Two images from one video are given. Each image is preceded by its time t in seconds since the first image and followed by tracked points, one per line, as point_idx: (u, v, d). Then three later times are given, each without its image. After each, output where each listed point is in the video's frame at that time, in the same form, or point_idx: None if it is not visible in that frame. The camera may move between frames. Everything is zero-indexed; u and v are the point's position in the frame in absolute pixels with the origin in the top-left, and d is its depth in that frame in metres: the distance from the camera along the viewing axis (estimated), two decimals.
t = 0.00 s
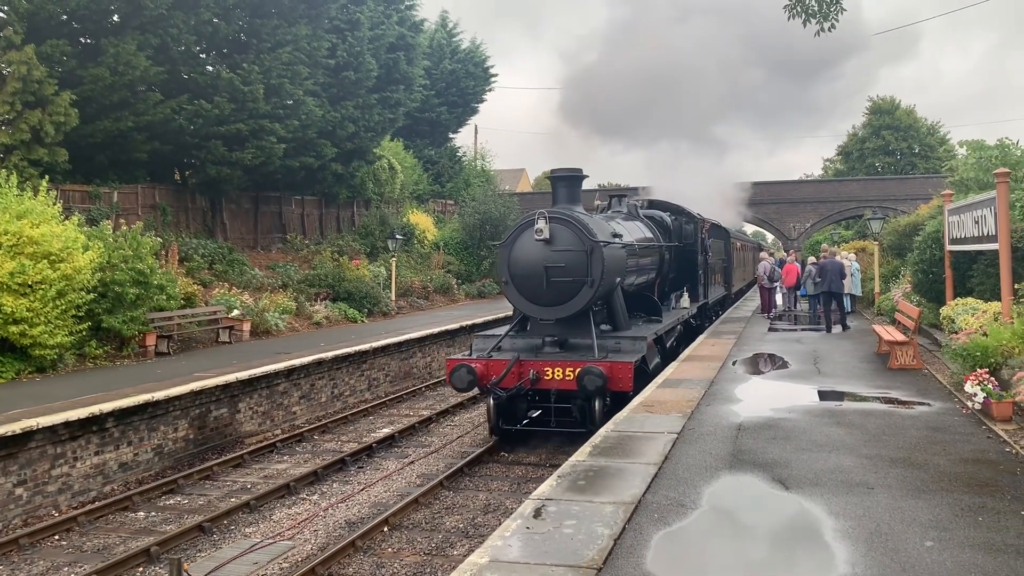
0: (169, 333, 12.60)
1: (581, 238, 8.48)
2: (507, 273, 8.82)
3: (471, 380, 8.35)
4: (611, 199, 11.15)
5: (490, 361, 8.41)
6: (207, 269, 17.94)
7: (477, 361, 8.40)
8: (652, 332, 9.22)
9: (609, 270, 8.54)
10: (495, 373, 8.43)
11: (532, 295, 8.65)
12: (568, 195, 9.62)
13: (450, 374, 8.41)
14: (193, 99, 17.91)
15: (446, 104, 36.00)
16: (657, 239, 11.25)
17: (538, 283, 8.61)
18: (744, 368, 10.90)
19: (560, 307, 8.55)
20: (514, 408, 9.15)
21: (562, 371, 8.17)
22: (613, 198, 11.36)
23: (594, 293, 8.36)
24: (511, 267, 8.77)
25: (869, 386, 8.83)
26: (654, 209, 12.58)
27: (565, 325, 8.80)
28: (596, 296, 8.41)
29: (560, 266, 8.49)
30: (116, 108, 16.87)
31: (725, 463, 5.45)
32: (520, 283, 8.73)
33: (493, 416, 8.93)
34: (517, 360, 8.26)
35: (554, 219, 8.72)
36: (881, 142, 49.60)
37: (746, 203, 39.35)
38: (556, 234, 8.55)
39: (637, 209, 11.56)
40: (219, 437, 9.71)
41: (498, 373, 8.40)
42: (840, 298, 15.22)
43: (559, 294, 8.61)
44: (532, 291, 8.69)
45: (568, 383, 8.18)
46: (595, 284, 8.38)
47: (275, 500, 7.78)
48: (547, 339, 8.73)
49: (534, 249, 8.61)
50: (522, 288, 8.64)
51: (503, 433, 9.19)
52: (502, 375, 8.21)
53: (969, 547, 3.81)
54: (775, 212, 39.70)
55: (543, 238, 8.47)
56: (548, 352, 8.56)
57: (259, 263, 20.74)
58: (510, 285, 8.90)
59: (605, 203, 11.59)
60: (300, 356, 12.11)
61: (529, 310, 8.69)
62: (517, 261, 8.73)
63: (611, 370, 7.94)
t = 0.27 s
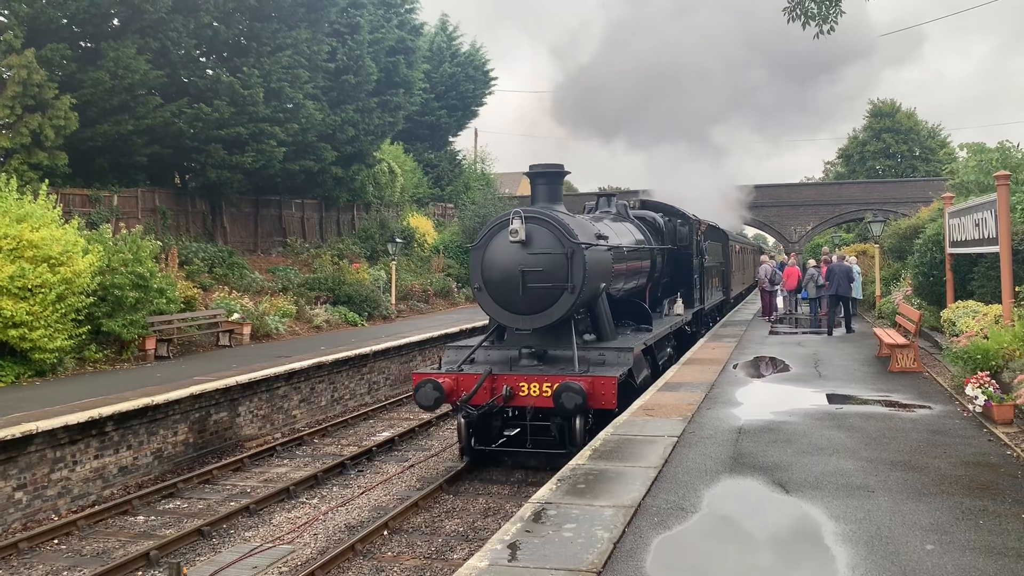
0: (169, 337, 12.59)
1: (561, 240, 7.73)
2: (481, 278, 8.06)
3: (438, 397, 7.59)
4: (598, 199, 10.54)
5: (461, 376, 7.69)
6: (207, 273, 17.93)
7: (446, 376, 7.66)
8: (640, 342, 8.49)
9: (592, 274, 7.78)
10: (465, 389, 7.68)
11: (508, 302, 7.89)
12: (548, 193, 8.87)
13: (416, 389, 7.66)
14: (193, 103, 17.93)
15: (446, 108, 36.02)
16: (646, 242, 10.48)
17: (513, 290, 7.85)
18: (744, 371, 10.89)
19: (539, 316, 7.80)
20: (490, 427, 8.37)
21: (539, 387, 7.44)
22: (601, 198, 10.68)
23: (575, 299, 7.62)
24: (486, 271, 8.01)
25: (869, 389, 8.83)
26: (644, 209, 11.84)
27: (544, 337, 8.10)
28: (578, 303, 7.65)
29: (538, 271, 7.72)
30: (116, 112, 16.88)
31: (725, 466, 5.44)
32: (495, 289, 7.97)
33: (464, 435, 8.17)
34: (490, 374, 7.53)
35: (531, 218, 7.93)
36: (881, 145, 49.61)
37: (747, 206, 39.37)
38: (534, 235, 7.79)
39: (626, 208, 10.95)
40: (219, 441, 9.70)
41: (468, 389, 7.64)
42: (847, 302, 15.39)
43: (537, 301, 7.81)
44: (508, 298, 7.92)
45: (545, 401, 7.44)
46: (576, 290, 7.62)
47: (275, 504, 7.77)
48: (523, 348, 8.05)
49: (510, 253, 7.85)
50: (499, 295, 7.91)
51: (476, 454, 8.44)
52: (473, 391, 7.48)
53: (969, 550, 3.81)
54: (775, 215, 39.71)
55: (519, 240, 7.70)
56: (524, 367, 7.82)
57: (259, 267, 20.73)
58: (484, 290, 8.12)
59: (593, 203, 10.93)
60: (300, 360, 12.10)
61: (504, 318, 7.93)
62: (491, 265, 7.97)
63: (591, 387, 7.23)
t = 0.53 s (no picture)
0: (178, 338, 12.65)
1: (543, 240, 6.93)
2: (456, 284, 7.23)
3: (404, 416, 6.80)
4: (593, 196, 9.71)
5: (432, 393, 6.91)
6: (216, 274, 18.00)
7: (414, 392, 6.89)
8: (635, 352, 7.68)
9: (579, 277, 6.99)
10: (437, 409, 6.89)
11: (486, 310, 7.07)
12: (533, 190, 8.00)
13: (380, 408, 6.88)
14: (203, 105, 18.02)
15: (455, 110, 36.05)
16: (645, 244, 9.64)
17: (491, 295, 7.03)
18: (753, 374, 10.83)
19: (521, 324, 6.99)
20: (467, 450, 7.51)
21: (517, 405, 6.62)
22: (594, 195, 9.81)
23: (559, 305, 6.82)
24: (461, 275, 7.18)
25: (878, 392, 8.78)
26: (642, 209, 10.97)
27: (527, 347, 7.34)
28: (563, 310, 6.86)
29: (516, 274, 6.91)
30: (125, 114, 16.96)
31: (733, 469, 5.42)
32: (471, 295, 7.14)
33: (437, 458, 7.33)
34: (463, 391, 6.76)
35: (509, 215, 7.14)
36: (891, 147, 49.40)
37: (755, 208, 39.27)
38: (513, 234, 7.01)
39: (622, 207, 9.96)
40: (227, 442, 9.73)
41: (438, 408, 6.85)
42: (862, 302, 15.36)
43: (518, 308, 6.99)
44: (485, 306, 7.09)
45: (523, 420, 6.62)
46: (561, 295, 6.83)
47: (283, 505, 7.79)
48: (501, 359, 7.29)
49: (487, 254, 7.04)
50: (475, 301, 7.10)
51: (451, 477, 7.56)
52: (443, 410, 6.67)
53: (978, 554, 3.79)
54: (784, 217, 39.59)
55: (496, 241, 6.90)
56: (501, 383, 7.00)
57: (267, 268, 20.80)
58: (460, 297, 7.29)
59: (586, 200, 10.06)
60: (308, 362, 12.14)
61: (482, 328, 7.10)
62: (466, 269, 7.15)
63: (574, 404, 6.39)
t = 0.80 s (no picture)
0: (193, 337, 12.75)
1: (527, 239, 6.28)
2: (431, 288, 6.59)
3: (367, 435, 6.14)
4: (591, 193, 9.18)
5: (400, 410, 6.30)
6: (231, 274, 18.11)
7: (381, 409, 6.27)
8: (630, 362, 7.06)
9: (566, 280, 6.34)
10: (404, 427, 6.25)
11: (465, 317, 6.43)
12: (518, 183, 7.31)
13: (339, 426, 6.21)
14: (218, 106, 18.15)
15: (469, 111, 36.06)
16: (648, 244, 9.09)
17: (468, 301, 6.37)
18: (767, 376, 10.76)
19: (502, 332, 6.35)
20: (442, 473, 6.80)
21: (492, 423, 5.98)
22: (592, 191, 9.18)
23: (544, 312, 6.17)
24: (436, 278, 6.53)
25: (893, 395, 8.72)
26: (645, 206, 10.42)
27: (510, 357, 6.72)
28: (548, 317, 6.21)
29: (496, 277, 6.26)
30: (142, 114, 17.12)
31: (746, 471, 5.40)
32: (447, 301, 6.49)
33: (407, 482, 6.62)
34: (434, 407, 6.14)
35: (489, 211, 6.49)
36: (906, 149, 49.02)
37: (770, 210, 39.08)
38: (493, 232, 6.36)
39: (622, 204, 9.32)
40: (241, 440, 9.79)
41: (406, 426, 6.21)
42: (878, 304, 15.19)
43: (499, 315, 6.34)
44: (462, 312, 6.45)
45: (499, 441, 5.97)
46: (545, 300, 6.17)
47: (296, 503, 7.84)
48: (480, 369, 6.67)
49: (465, 255, 6.40)
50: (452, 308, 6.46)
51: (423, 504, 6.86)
52: (412, 429, 6.03)
53: (994, 558, 3.75)
54: (798, 219, 39.36)
55: (473, 239, 6.25)
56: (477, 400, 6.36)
57: (281, 268, 20.91)
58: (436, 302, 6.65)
59: (584, 197, 9.42)
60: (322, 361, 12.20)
61: (460, 337, 6.48)
62: (441, 271, 6.50)
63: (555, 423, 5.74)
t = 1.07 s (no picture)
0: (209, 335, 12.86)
1: (504, 235, 5.61)
2: (397, 290, 5.90)
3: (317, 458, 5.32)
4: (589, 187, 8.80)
5: (357, 429, 5.52)
6: (247, 272, 18.23)
7: (336, 429, 5.49)
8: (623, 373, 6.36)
9: (549, 282, 5.65)
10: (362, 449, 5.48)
11: (435, 322, 5.74)
12: (500, 172, 6.60)
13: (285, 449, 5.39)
14: (235, 105, 18.28)
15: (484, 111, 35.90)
16: (651, 240, 8.61)
17: (438, 305, 5.68)
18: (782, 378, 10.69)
19: (477, 340, 5.66)
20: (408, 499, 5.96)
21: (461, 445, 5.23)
22: (591, 185, 8.83)
23: (522, 319, 5.48)
24: (403, 279, 5.85)
25: (910, 397, 8.66)
26: (649, 202, 10.02)
27: (489, 367, 6.06)
28: (528, 323, 5.51)
29: (468, 278, 5.58)
30: (160, 113, 17.29)
31: (761, 472, 5.39)
32: (415, 304, 5.80)
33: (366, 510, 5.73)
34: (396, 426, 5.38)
35: (462, 205, 5.80)
36: (924, 149, 48.59)
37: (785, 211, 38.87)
38: (467, 227, 5.69)
39: (623, 199, 8.89)
40: (257, 437, 9.87)
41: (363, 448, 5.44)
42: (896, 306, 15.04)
43: (472, 321, 5.64)
44: (431, 317, 5.76)
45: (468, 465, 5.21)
46: (524, 305, 5.47)
47: (311, 501, 7.90)
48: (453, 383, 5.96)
49: (435, 253, 5.72)
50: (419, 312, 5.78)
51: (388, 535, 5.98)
52: (369, 450, 5.25)
53: (1012, 561, 3.73)
54: (815, 219, 39.11)
55: (443, 235, 5.57)
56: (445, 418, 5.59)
57: (297, 267, 21.03)
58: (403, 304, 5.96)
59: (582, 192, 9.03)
60: (337, 359, 12.28)
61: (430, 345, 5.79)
62: (408, 271, 5.81)
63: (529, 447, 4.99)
